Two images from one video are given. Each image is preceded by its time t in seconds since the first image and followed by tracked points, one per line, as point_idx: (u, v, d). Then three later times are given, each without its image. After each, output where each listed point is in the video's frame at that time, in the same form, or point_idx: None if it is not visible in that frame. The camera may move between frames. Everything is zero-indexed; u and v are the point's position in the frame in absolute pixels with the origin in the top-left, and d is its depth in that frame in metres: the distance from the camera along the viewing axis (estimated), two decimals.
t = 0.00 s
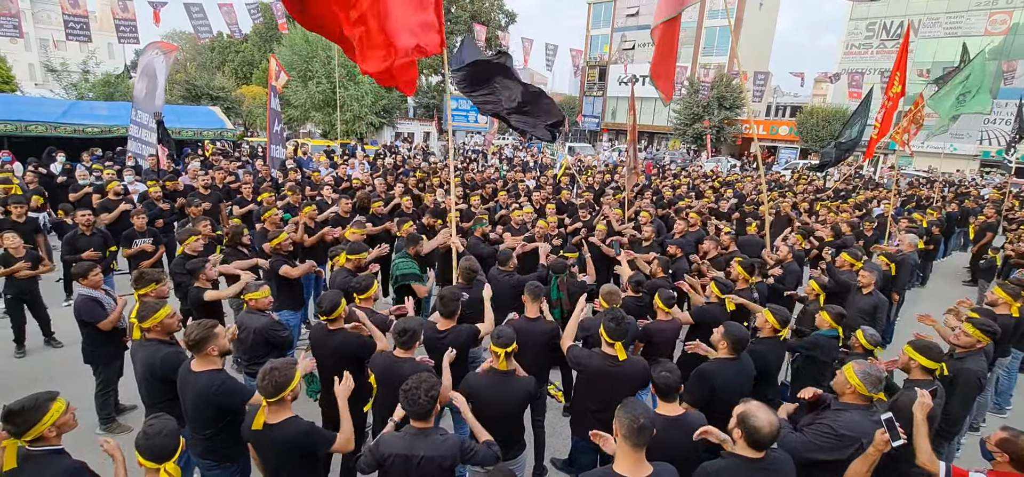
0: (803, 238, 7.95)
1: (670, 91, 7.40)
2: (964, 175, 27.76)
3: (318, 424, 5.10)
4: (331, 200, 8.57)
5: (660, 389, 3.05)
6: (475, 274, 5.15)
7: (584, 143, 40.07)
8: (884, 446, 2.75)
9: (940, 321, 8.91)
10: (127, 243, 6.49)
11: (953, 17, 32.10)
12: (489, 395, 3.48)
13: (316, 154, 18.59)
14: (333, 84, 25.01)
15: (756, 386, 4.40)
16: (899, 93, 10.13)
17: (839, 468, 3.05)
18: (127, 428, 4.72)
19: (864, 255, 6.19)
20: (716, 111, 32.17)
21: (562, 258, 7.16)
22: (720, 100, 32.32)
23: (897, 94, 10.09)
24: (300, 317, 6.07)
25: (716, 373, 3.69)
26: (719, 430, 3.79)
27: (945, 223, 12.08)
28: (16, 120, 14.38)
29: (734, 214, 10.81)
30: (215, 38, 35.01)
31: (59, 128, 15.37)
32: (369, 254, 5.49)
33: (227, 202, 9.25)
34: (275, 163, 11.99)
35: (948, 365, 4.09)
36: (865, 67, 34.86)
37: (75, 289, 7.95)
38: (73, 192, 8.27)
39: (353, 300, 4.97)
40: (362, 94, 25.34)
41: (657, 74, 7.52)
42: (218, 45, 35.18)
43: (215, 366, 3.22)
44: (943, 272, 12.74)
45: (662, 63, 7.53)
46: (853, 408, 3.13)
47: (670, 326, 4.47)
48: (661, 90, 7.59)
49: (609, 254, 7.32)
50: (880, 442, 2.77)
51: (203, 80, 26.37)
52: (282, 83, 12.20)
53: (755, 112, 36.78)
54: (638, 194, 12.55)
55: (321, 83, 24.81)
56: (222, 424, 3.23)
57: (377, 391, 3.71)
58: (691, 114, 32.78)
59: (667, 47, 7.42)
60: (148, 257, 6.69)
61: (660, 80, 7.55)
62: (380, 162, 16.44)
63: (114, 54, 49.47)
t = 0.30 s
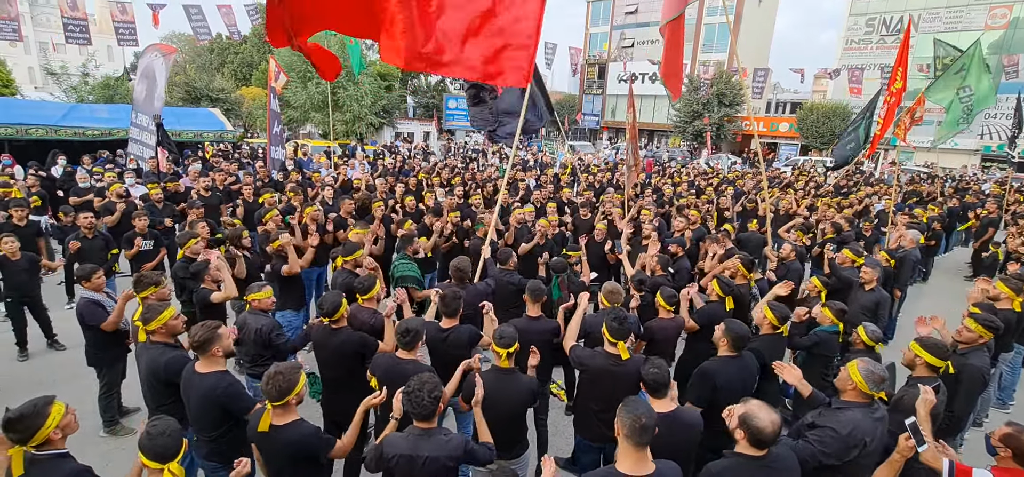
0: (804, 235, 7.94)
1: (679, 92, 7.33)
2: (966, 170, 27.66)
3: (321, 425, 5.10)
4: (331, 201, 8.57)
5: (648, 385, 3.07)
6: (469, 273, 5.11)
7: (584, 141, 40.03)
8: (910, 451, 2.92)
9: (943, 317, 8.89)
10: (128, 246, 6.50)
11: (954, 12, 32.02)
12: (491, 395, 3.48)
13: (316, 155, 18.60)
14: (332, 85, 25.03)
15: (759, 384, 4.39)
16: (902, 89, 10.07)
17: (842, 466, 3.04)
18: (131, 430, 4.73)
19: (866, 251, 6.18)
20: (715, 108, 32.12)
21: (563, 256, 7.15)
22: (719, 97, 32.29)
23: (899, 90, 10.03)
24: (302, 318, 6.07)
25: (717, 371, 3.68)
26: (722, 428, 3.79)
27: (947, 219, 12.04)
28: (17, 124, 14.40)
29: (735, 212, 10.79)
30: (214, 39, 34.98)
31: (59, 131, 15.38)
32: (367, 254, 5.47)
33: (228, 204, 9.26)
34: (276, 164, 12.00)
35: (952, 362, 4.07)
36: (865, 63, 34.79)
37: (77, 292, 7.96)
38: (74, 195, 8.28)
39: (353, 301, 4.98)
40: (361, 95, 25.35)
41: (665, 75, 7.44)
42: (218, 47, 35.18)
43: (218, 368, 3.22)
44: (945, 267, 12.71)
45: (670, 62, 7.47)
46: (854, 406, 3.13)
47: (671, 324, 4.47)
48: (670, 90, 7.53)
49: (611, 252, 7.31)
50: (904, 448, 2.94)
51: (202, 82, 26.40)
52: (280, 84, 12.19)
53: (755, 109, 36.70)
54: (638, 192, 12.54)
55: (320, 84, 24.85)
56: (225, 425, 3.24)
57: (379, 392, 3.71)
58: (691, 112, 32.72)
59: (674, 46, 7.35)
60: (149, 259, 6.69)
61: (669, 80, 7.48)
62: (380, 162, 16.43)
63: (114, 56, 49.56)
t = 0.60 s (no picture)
0: (806, 227, 7.93)
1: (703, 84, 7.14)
2: (967, 159, 27.59)
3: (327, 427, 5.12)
4: (332, 203, 8.58)
5: (652, 382, 3.08)
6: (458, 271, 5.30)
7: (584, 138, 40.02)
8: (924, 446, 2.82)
9: (947, 308, 8.88)
10: (130, 252, 6.51)
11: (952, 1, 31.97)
12: (496, 393, 3.49)
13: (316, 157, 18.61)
14: (331, 87, 25.06)
15: (763, 378, 4.39)
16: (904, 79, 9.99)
17: (848, 458, 3.05)
18: (138, 436, 4.74)
19: (868, 243, 6.17)
20: (714, 102, 32.06)
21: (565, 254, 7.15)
22: (718, 91, 32.24)
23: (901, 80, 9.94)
24: (305, 321, 6.07)
25: (722, 365, 3.69)
26: (728, 423, 3.79)
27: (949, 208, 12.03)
28: (17, 132, 14.43)
29: (736, 206, 10.78)
30: (212, 44, 34.90)
31: (60, 139, 15.41)
32: (368, 256, 5.48)
33: (229, 208, 9.27)
34: (276, 168, 12.01)
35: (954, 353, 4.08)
36: (864, 54, 34.72)
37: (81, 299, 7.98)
38: (76, 202, 8.29)
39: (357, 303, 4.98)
40: (360, 96, 25.36)
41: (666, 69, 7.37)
42: (215, 51, 35.19)
43: (225, 373, 3.24)
44: (948, 257, 12.70)
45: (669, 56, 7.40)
46: (860, 398, 3.13)
47: (676, 319, 4.47)
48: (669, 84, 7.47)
49: (612, 249, 7.31)
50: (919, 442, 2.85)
51: (201, 87, 26.43)
52: (279, 87, 12.18)
53: (754, 103, 36.64)
54: (639, 188, 12.54)
55: (318, 86, 24.88)
56: (233, 429, 3.25)
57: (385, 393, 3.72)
58: (690, 106, 32.65)
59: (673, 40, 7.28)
60: (152, 265, 6.70)
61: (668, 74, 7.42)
62: (380, 163, 16.45)
63: (112, 63, 49.65)
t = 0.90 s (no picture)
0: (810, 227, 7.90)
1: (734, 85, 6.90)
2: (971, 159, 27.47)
3: (331, 429, 5.13)
4: (335, 205, 8.59)
5: (659, 385, 3.07)
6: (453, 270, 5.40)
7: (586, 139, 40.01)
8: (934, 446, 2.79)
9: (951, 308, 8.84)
10: (135, 255, 6.53)
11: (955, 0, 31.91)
12: (500, 396, 3.49)
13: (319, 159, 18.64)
14: (334, 89, 25.11)
15: (767, 381, 4.38)
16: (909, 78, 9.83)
17: (854, 462, 3.03)
18: (142, 438, 4.76)
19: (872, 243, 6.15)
20: (716, 102, 32.00)
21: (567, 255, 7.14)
22: (720, 91, 32.19)
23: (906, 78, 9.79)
24: (309, 323, 6.08)
25: (726, 368, 3.67)
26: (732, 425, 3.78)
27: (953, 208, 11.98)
28: (22, 135, 14.49)
29: (739, 206, 10.76)
30: (215, 46, 34.97)
31: (64, 142, 15.47)
32: (370, 259, 5.50)
33: (233, 210, 9.29)
34: (279, 169, 12.03)
35: (961, 355, 4.07)
36: (867, 53, 34.65)
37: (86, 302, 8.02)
38: (80, 205, 8.31)
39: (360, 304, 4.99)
40: (362, 98, 25.41)
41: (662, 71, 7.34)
42: (218, 53, 35.29)
43: (229, 376, 3.24)
44: (952, 257, 12.65)
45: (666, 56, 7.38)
46: (868, 402, 3.11)
47: (680, 322, 4.46)
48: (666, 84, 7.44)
49: (616, 250, 7.30)
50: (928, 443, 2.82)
51: (204, 89, 26.54)
52: (282, 89, 12.21)
53: (757, 102, 36.58)
54: (642, 188, 12.55)
55: (321, 88, 24.95)
56: (238, 432, 3.26)
57: (389, 396, 3.72)
58: (692, 106, 32.60)
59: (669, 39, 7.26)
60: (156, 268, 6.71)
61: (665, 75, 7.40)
62: (382, 165, 16.48)
63: (116, 66, 49.93)
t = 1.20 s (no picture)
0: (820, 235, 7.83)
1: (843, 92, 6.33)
2: (984, 167, 27.13)
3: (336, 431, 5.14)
4: (344, 207, 8.62)
5: (667, 394, 3.05)
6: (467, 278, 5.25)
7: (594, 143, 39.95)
8: (942, 457, 2.80)
9: (963, 318, 8.72)
10: (145, 253, 6.57)
11: (969, 6, 31.57)
12: (506, 402, 3.48)
13: (328, 160, 18.74)
14: (343, 90, 25.25)
15: (775, 390, 4.34)
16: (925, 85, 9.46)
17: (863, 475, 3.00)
18: (150, 437, 4.78)
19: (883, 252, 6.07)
20: (725, 107, 31.85)
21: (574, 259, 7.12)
22: (730, 97, 32.04)
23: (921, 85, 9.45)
24: (316, 324, 6.10)
25: (733, 376, 3.65)
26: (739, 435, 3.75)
27: (966, 217, 11.83)
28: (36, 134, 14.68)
29: (748, 212, 10.71)
30: (227, 47, 35.24)
31: (77, 141, 15.65)
32: (378, 262, 5.52)
33: (243, 210, 9.36)
34: (288, 170, 12.10)
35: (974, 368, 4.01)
36: (879, 59, 34.39)
37: (96, 299, 8.07)
38: (93, 204, 8.40)
39: (367, 307, 5.00)
40: (372, 99, 25.53)
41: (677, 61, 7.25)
42: (230, 54, 35.58)
43: (236, 378, 3.25)
44: (965, 266, 12.50)
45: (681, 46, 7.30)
46: (878, 415, 3.08)
47: (687, 329, 4.44)
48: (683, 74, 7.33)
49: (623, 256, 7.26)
50: (937, 453, 2.82)
51: (215, 89, 26.80)
52: (292, 91, 12.30)
53: (766, 108, 36.40)
54: (649, 194, 12.51)
55: (330, 90, 25.09)
56: (245, 434, 3.26)
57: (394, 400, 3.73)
58: (701, 111, 32.49)
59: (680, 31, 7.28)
60: (167, 267, 6.77)
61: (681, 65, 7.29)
62: (391, 167, 16.54)
63: (129, 65, 50.51)
